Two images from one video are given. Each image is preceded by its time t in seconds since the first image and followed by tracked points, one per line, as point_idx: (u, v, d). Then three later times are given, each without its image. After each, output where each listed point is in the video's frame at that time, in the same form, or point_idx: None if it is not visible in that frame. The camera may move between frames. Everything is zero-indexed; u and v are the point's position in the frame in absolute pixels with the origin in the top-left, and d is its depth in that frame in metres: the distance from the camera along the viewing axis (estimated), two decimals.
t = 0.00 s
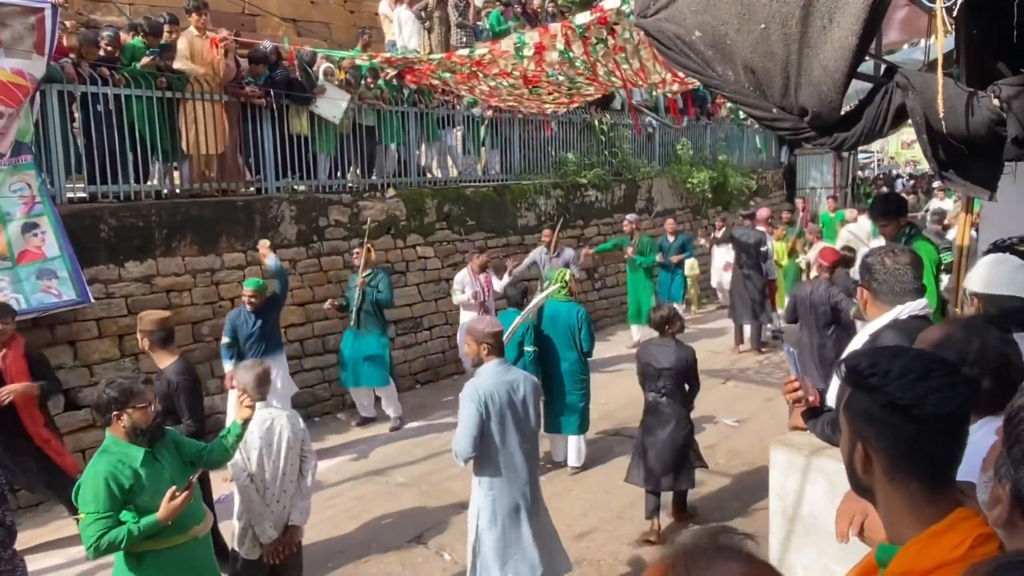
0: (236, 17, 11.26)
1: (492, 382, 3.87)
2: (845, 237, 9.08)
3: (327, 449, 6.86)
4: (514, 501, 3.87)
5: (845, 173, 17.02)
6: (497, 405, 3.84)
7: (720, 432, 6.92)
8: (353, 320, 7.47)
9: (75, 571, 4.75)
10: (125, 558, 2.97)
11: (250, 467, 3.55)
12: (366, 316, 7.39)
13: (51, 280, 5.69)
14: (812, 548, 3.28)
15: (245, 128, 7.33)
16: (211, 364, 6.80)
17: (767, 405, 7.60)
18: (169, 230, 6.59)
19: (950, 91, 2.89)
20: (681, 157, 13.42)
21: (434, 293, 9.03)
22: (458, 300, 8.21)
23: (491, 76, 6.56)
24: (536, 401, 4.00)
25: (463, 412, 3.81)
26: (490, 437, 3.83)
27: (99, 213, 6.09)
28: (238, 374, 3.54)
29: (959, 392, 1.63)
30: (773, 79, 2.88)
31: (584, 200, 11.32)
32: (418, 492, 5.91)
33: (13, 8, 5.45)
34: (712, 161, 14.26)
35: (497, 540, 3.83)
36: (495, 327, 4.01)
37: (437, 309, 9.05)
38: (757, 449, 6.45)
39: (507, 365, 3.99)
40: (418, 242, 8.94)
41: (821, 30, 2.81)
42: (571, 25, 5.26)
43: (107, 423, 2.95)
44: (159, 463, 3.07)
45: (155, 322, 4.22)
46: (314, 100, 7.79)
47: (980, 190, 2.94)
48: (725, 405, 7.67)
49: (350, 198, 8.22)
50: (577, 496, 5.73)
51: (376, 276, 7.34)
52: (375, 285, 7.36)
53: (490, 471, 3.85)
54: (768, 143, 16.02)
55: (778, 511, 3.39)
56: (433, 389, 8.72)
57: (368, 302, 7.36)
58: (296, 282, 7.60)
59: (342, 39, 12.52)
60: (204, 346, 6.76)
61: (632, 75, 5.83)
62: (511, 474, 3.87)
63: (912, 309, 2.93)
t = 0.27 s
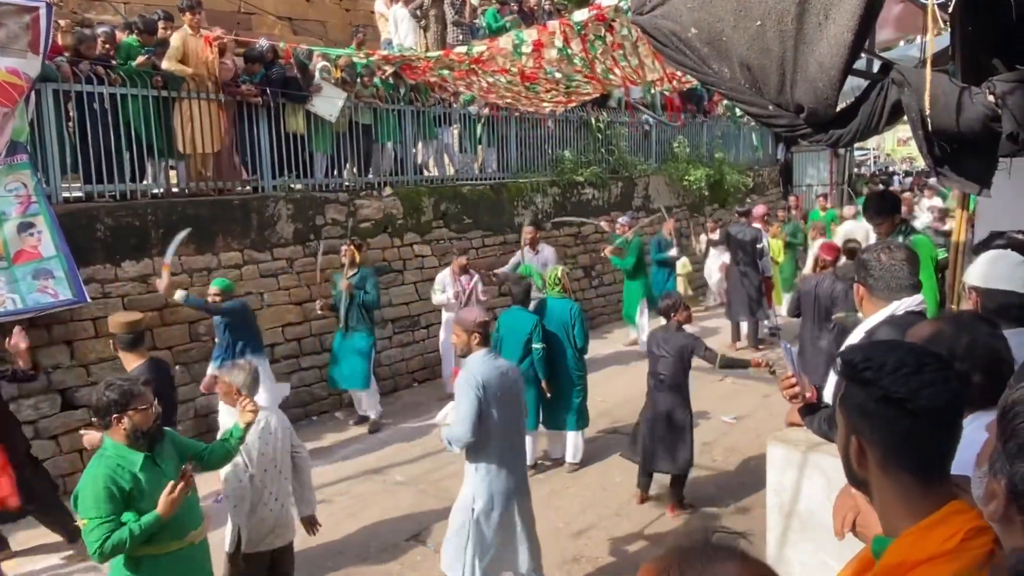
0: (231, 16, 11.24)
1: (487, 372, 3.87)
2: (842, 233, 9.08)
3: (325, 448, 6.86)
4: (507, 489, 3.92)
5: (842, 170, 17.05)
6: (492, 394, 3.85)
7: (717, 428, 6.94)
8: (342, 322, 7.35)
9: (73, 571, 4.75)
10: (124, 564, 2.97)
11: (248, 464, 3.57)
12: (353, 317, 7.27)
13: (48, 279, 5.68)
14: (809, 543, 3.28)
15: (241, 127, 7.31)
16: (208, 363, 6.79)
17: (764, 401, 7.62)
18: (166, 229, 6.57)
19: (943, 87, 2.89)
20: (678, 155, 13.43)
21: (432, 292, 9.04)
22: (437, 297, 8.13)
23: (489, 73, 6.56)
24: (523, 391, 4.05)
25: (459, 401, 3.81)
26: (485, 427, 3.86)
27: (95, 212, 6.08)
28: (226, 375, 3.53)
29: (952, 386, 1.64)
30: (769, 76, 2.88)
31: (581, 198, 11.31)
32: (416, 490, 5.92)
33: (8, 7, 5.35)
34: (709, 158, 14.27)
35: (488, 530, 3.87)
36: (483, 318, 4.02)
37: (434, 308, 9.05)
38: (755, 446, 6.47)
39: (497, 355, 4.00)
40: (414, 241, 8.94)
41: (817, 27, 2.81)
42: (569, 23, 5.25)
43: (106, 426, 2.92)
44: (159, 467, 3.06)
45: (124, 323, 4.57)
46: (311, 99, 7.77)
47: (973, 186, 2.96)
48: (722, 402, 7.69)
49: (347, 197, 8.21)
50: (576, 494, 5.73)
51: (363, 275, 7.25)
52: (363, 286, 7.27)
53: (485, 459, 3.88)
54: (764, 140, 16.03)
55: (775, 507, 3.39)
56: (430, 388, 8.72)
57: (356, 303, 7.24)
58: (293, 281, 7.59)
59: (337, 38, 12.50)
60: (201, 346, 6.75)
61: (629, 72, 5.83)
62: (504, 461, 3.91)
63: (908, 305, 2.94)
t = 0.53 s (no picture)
0: (225, 14, 11.19)
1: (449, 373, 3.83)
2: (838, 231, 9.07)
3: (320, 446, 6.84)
4: (474, 488, 3.94)
5: (837, 168, 17.07)
6: (457, 394, 3.83)
7: (713, 425, 6.94)
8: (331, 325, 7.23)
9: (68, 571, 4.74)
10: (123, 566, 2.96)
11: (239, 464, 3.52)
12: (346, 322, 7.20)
13: (41, 278, 5.65)
14: (804, 540, 3.28)
15: (235, 125, 7.29)
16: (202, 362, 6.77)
17: (759, 399, 7.63)
18: (159, 228, 6.55)
19: (936, 83, 2.89)
20: (673, 153, 13.43)
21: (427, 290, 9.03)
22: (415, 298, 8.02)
23: (483, 68, 6.54)
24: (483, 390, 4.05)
25: (425, 404, 3.79)
26: (451, 427, 3.85)
27: (88, 211, 6.05)
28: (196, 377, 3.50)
29: (940, 380, 1.66)
30: (763, 71, 2.87)
31: (576, 196, 11.31)
32: (411, 488, 5.91)
33: None
34: (704, 156, 14.28)
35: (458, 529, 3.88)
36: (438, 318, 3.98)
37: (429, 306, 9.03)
38: (750, 442, 6.48)
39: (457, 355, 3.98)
40: (409, 239, 8.93)
41: (810, 22, 2.80)
42: (563, 18, 5.19)
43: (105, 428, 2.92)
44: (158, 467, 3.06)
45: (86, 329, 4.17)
46: (305, 96, 7.76)
47: (965, 182, 2.95)
48: (717, 399, 7.69)
49: (341, 195, 8.19)
50: (571, 491, 5.73)
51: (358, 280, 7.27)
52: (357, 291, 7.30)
53: (451, 460, 3.89)
54: (760, 138, 16.04)
55: (769, 503, 3.39)
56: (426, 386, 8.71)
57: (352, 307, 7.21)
58: (287, 280, 7.57)
59: (332, 36, 12.46)
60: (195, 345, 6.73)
61: (623, 67, 5.82)
62: (471, 461, 3.93)
63: (902, 300, 2.94)
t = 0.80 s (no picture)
0: (220, 12, 11.15)
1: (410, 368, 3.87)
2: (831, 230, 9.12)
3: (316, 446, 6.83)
4: (431, 481, 4.02)
5: (832, 166, 17.10)
6: (417, 390, 3.88)
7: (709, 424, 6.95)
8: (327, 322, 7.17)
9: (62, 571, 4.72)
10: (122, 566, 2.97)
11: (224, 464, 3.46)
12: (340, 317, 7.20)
13: (35, 278, 5.63)
14: (799, 539, 3.28)
15: (230, 124, 7.27)
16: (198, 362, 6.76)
17: (756, 397, 7.64)
18: (154, 227, 6.53)
19: (932, 82, 2.89)
20: (669, 151, 13.44)
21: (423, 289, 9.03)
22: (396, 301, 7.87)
23: (477, 64, 6.54)
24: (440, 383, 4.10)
25: (385, 399, 3.83)
26: (410, 422, 3.90)
27: (83, 211, 6.03)
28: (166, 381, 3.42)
29: (931, 378, 1.67)
30: (757, 70, 2.87)
31: (573, 195, 11.32)
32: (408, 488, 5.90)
33: None
34: (700, 155, 14.29)
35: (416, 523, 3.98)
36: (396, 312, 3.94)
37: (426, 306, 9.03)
38: (745, 441, 6.49)
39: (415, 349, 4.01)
40: (405, 238, 8.93)
41: (804, 21, 2.80)
42: (557, 13, 5.26)
43: (112, 427, 2.92)
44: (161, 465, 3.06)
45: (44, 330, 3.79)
46: (300, 96, 7.75)
47: (960, 181, 2.96)
48: (713, 398, 7.70)
49: (337, 194, 8.18)
50: (567, 490, 5.73)
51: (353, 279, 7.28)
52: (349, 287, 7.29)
53: (409, 455, 3.96)
54: (755, 137, 16.08)
55: (765, 502, 3.39)
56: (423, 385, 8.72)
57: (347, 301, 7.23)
58: (283, 279, 7.56)
59: (328, 35, 12.43)
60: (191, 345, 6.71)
61: (619, 63, 5.82)
62: (429, 455, 4.01)
63: (900, 301, 2.95)
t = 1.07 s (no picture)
0: (218, 13, 11.15)
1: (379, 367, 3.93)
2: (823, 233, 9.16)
3: (315, 446, 6.83)
4: (403, 480, 4.07)
5: (829, 167, 17.13)
6: (387, 388, 3.94)
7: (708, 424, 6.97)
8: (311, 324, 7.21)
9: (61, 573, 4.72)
10: (133, 561, 3.04)
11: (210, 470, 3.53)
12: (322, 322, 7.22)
13: (33, 279, 5.63)
14: (798, 539, 3.29)
15: (228, 125, 7.27)
16: (196, 363, 6.76)
17: (754, 397, 7.65)
18: (152, 228, 6.52)
19: (930, 83, 2.90)
20: (666, 152, 13.45)
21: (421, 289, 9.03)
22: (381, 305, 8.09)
23: (473, 62, 6.55)
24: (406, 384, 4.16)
25: (358, 398, 3.88)
26: (382, 421, 3.96)
27: (81, 211, 6.02)
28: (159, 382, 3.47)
29: (922, 378, 1.68)
30: (755, 71, 2.88)
31: (570, 195, 11.32)
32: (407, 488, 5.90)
33: None
34: (698, 155, 14.30)
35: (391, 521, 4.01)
36: (358, 314, 4.03)
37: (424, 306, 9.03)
38: (744, 441, 6.50)
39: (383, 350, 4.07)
40: (403, 238, 8.93)
41: (802, 22, 2.82)
42: (552, 11, 5.27)
43: (133, 421, 2.99)
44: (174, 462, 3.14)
45: (9, 333, 3.79)
46: (298, 96, 7.75)
47: (957, 182, 2.97)
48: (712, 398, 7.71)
49: (335, 195, 8.18)
50: (566, 490, 5.73)
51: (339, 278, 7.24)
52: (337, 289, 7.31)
53: (381, 453, 4.00)
54: (753, 137, 16.10)
55: (763, 502, 3.39)
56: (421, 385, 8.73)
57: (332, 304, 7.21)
58: (281, 279, 7.56)
59: (325, 35, 12.43)
60: (189, 346, 6.71)
61: (616, 61, 5.83)
62: (400, 453, 4.06)
63: (899, 302, 2.95)
